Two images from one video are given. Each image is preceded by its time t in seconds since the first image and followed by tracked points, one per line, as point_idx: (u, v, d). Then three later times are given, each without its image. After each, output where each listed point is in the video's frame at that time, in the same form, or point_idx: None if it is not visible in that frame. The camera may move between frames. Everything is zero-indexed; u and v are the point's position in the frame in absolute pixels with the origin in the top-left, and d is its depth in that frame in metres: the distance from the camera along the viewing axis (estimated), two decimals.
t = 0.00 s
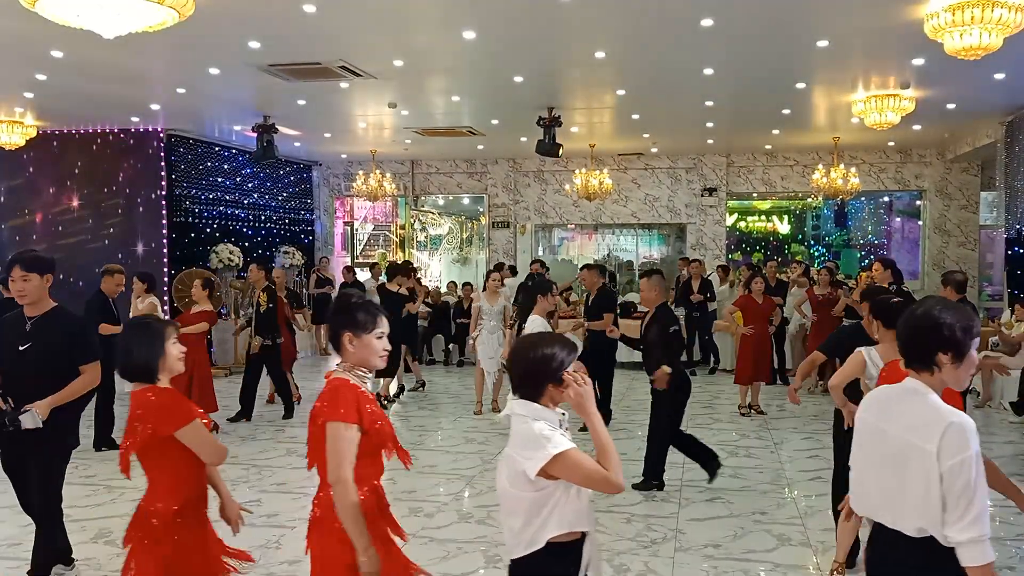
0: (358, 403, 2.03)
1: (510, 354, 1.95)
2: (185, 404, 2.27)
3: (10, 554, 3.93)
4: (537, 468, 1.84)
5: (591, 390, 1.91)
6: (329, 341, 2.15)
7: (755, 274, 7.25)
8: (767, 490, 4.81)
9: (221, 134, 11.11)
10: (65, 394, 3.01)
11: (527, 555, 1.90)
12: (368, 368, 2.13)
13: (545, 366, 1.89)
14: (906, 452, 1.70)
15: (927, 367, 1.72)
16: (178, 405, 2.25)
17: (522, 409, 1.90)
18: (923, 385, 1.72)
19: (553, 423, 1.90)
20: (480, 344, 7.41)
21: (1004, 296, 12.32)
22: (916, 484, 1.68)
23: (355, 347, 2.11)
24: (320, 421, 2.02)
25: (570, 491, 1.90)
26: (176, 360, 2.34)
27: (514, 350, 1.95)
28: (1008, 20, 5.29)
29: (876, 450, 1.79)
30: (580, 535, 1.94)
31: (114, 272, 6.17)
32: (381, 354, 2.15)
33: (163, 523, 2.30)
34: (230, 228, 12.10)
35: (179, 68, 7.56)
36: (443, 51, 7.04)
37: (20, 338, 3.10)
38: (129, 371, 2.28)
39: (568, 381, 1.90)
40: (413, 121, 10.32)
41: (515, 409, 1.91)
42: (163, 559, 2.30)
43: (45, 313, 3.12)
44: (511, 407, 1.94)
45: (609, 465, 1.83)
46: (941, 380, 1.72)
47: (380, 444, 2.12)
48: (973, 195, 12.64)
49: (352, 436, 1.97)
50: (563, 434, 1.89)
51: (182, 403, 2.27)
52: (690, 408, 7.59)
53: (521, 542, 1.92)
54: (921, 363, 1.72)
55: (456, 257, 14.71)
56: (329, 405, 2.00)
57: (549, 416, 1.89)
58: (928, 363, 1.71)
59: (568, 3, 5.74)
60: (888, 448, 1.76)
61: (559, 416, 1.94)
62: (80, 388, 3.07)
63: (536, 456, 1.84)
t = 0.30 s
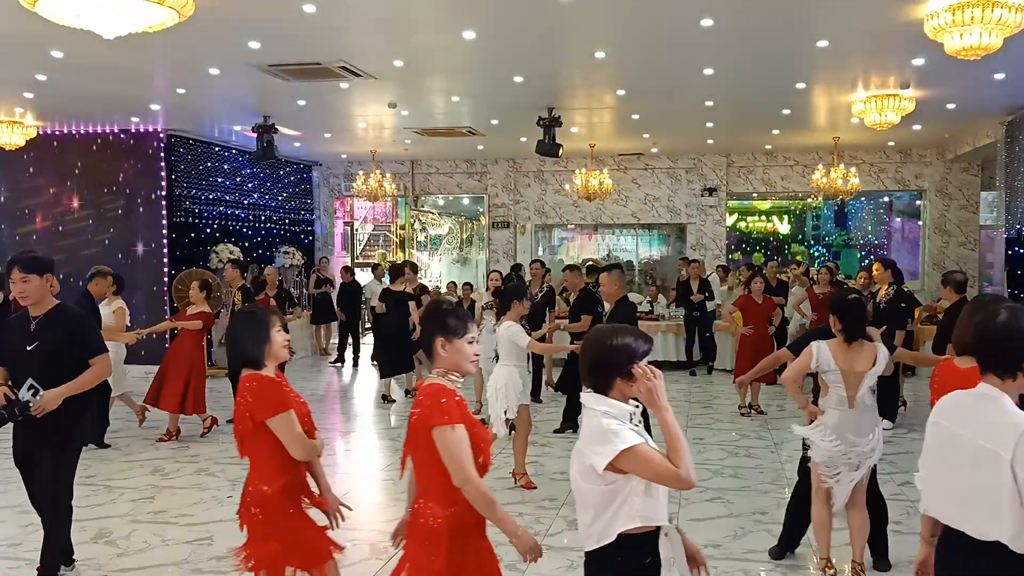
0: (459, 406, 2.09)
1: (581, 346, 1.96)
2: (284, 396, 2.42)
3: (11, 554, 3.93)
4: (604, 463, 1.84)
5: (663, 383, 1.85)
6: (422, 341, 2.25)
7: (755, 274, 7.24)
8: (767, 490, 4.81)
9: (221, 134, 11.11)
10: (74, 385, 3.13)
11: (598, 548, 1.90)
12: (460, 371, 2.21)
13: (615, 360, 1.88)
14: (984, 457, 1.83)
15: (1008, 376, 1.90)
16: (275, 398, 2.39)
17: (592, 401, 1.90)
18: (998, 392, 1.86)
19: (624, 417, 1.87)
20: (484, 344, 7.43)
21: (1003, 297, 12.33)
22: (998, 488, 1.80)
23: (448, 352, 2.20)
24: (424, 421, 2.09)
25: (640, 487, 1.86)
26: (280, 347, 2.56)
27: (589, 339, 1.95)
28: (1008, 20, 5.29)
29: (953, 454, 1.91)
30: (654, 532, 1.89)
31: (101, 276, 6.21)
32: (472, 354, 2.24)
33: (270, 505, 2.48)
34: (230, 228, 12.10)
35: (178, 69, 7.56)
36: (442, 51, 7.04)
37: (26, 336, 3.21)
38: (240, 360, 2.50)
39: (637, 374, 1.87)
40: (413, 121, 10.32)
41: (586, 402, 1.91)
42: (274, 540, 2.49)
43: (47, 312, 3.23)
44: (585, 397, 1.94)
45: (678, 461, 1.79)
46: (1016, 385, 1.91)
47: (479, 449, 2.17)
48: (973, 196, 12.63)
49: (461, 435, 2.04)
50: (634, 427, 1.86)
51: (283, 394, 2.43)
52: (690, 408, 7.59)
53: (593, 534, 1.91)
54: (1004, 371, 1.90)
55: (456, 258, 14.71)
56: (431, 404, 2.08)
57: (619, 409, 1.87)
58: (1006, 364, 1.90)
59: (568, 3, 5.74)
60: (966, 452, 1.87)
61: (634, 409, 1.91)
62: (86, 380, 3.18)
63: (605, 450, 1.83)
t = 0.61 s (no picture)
0: (535, 400, 2.07)
1: (657, 355, 1.89)
2: (379, 399, 2.39)
3: (11, 554, 3.93)
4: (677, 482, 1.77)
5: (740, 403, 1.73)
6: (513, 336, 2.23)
7: (754, 274, 7.24)
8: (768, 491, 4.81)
9: (221, 134, 11.11)
10: (83, 380, 3.15)
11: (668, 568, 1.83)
12: (548, 366, 2.19)
13: (690, 374, 1.80)
14: None
15: None
16: (371, 400, 2.37)
17: (666, 416, 1.83)
18: None
19: (698, 436, 1.80)
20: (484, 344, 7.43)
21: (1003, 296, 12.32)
22: None
23: (539, 346, 2.17)
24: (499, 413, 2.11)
25: (713, 510, 1.78)
26: (375, 352, 2.51)
27: (664, 350, 1.89)
28: (1007, 19, 5.30)
29: None
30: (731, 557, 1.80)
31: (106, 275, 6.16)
32: (562, 352, 2.20)
33: (374, 509, 2.44)
34: (229, 228, 12.10)
35: (179, 69, 7.57)
36: (442, 51, 7.04)
37: (36, 334, 3.23)
38: (339, 365, 2.47)
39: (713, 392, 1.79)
40: (413, 121, 10.32)
41: (660, 416, 1.84)
42: (382, 544, 2.45)
43: (58, 311, 3.25)
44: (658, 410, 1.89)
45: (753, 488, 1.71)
46: None
47: (563, 447, 2.13)
48: (973, 195, 12.63)
49: (530, 429, 2.03)
50: (708, 447, 1.79)
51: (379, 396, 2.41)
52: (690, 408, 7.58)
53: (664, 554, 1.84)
54: None
55: (456, 258, 14.71)
56: (504, 397, 2.09)
57: (694, 427, 1.80)
58: None
59: (567, 3, 5.74)
60: None
61: (711, 427, 1.83)
62: (95, 377, 3.19)
63: (675, 469, 1.77)
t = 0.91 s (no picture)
0: (631, 412, 1.96)
1: (733, 352, 1.78)
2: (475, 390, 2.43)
3: (11, 554, 3.93)
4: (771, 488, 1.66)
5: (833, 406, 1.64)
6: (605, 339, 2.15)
7: (753, 274, 7.23)
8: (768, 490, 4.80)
9: (221, 134, 11.11)
10: (107, 383, 3.12)
11: None
12: (644, 374, 2.08)
13: (773, 370, 1.70)
14: None
15: None
16: (469, 391, 2.41)
17: (749, 416, 1.73)
18: None
19: (790, 438, 1.70)
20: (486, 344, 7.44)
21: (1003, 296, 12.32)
22: None
23: (633, 354, 2.08)
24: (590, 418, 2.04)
25: (804, 516, 1.69)
26: (466, 348, 2.52)
27: (743, 345, 1.76)
28: (1008, 20, 5.30)
29: None
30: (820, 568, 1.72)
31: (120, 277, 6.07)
32: (657, 359, 2.10)
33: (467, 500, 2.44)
34: (230, 228, 12.10)
35: (179, 69, 7.56)
36: (442, 51, 7.04)
37: (62, 335, 3.18)
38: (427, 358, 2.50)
39: (799, 391, 1.68)
40: (413, 121, 10.32)
41: (742, 417, 1.74)
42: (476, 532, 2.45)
43: (84, 312, 3.21)
44: (738, 411, 1.78)
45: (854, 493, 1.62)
46: None
47: (661, 454, 2.03)
48: (973, 196, 12.63)
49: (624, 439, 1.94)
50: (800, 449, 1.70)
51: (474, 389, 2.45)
52: (689, 408, 7.58)
53: (747, 561, 1.75)
54: None
55: (456, 258, 14.71)
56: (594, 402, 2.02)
57: (785, 429, 1.70)
58: None
59: (567, 3, 5.73)
60: None
61: (794, 427, 1.74)
62: (118, 382, 3.16)
63: (770, 473, 1.67)
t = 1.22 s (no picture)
0: (728, 412, 1.86)
1: (811, 359, 1.76)
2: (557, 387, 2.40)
3: (11, 554, 3.93)
4: (858, 499, 1.58)
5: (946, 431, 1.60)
6: (690, 339, 2.05)
7: (752, 274, 7.22)
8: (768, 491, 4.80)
9: (221, 134, 11.11)
10: (131, 381, 3.05)
11: None
12: (734, 375, 1.99)
13: (851, 377, 1.66)
14: None
15: None
16: (547, 390, 2.37)
17: (831, 424, 1.67)
18: None
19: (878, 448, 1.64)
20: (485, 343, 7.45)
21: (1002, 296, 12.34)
22: None
23: (726, 352, 1.98)
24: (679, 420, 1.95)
25: (890, 531, 1.61)
26: (555, 345, 2.54)
27: (824, 352, 1.73)
28: (1007, 19, 5.30)
29: None
30: None
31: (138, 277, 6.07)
32: (748, 360, 2.00)
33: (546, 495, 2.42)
34: (230, 228, 12.11)
35: (178, 69, 7.57)
36: (442, 51, 7.04)
37: (87, 335, 3.14)
38: (520, 353, 2.54)
39: (876, 396, 1.67)
40: (413, 121, 10.33)
41: (824, 425, 1.69)
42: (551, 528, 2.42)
43: (112, 314, 3.17)
44: (817, 419, 1.72)
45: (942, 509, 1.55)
46: None
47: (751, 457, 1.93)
48: (973, 195, 12.64)
49: (725, 443, 1.82)
50: (889, 460, 1.63)
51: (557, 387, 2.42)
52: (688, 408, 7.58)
53: None
54: None
55: (456, 258, 14.71)
56: (685, 404, 1.91)
57: (872, 437, 1.63)
58: None
59: (567, 2, 5.73)
60: None
61: (880, 437, 1.67)
62: (141, 383, 3.09)
63: (862, 486, 1.58)
